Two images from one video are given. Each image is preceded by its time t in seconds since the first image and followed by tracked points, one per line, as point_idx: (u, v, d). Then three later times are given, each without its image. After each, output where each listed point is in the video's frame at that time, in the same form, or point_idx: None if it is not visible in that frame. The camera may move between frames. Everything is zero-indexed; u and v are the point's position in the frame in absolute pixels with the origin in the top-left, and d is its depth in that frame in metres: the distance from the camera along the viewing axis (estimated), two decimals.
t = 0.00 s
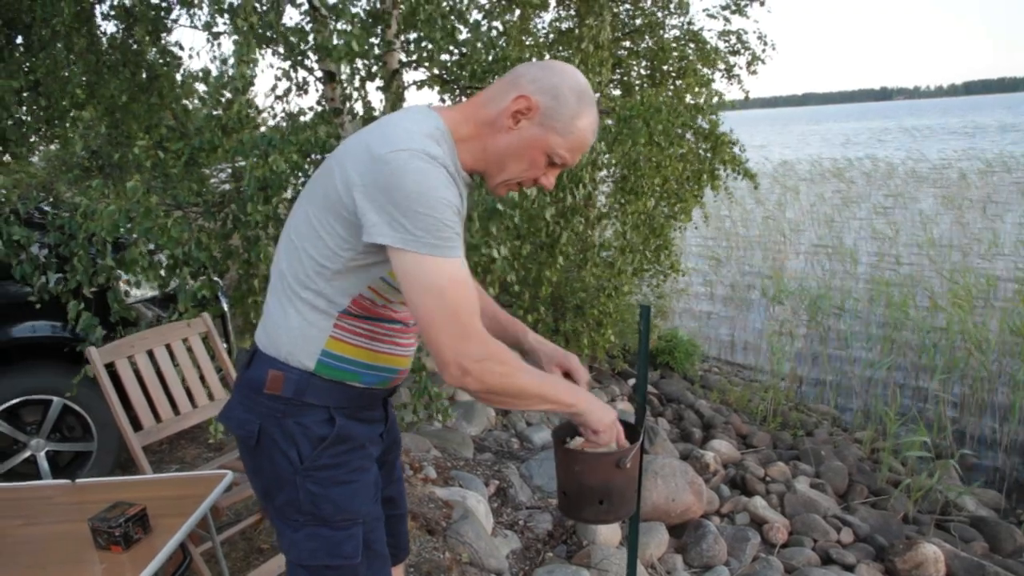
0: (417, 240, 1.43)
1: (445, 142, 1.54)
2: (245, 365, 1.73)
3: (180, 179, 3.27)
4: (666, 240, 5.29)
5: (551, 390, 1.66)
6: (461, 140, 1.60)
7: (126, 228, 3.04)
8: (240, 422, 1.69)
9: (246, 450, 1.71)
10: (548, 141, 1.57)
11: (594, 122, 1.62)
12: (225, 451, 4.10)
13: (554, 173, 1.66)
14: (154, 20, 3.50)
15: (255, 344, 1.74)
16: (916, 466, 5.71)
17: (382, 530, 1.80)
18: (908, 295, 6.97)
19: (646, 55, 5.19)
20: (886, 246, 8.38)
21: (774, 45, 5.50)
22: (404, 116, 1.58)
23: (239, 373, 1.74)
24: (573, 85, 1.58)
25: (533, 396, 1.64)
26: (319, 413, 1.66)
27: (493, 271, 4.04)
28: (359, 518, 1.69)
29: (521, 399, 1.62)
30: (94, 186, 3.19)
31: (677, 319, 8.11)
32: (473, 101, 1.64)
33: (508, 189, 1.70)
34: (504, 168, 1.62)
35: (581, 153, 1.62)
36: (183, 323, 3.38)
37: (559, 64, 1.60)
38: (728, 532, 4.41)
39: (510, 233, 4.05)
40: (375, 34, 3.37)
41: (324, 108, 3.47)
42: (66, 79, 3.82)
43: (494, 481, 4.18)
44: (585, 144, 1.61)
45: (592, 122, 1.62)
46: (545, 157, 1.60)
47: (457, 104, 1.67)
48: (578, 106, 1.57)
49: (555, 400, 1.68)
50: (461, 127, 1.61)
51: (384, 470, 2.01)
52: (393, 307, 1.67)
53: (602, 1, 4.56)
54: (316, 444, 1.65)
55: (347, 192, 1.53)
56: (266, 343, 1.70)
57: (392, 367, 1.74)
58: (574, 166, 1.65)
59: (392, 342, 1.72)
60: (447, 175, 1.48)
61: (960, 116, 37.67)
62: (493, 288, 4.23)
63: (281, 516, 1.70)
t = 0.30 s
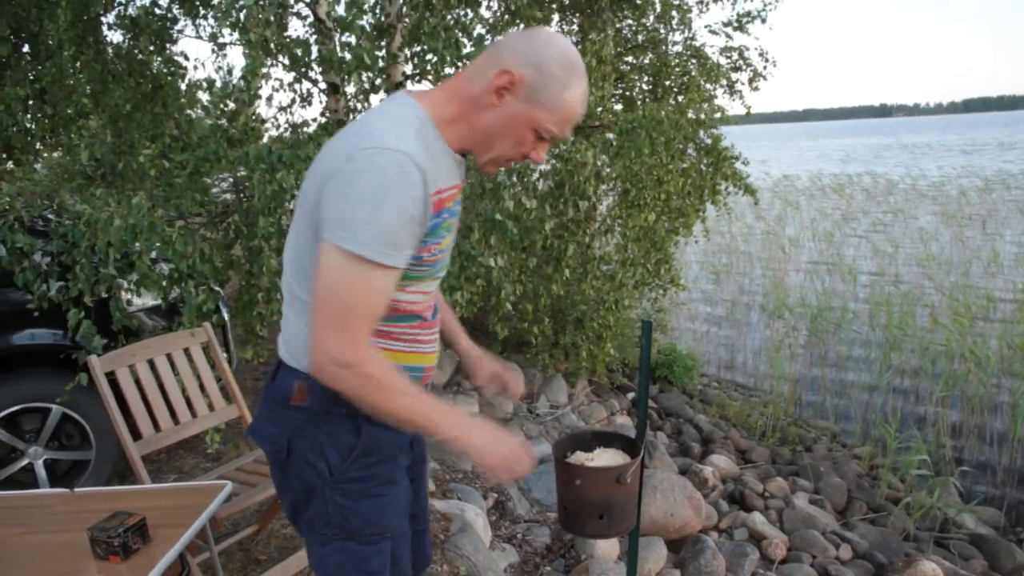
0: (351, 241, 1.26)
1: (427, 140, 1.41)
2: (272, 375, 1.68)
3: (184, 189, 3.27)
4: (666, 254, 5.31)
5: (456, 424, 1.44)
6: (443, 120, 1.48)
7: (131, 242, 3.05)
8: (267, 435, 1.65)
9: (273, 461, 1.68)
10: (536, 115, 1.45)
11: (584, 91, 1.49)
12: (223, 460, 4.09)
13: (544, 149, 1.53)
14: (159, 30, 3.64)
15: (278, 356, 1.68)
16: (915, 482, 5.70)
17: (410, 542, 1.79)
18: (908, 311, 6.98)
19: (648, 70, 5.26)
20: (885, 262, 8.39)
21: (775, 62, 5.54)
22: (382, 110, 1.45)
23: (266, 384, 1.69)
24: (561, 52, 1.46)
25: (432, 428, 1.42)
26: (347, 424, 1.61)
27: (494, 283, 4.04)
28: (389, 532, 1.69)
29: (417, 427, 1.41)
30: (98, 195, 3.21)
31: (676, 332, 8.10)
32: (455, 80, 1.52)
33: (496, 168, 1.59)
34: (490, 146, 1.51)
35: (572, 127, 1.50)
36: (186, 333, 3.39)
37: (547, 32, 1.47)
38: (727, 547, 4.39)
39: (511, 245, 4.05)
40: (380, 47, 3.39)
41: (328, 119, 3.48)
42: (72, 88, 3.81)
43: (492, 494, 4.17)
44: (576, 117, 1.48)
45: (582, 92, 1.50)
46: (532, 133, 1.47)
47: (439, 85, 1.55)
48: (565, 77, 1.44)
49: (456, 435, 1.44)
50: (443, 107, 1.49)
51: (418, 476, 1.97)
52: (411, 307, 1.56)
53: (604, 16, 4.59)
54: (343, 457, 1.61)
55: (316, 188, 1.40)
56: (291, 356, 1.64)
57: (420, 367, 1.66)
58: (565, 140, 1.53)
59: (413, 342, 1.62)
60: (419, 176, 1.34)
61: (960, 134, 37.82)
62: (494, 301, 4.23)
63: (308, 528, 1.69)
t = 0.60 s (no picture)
0: (297, 241, 1.25)
1: (377, 133, 1.39)
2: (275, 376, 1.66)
3: (179, 189, 3.27)
4: (662, 252, 5.32)
5: (393, 467, 1.29)
6: (406, 102, 1.47)
7: (125, 240, 3.05)
8: (270, 439, 1.64)
9: (277, 463, 1.68)
10: (500, 84, 1.41)
11: (548, 50, 1.45)
12: (220, 460, 4.09)
13: (516, 115, 1.50)
14: (153, 30, 3.56)
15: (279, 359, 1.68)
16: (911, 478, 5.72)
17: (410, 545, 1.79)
18: (903, 307, 7.00)
19: (643, 68, 5.26)
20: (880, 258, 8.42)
21: (769, 59, 5.55)
22: (336, 107, 1.44)
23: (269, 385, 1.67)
24: (516, 12, 1.41)
25: (367, 464, 1.28)
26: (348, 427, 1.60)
27: (490, 281, 4.04)
28: (389, 538, 1.69)
29: (346, 462, 1.28)
30: (92, 195, 3.21)
31: (672, 329, 8.11)
32: (415, 55, 1.49)
33: (470, 140, 1.57)
34: (460, 122, 1.49)
35: (540, 89, 1.46)
36: (181, 332, 3.37)
37: None
38: (723, 543, 4.40)
39: (506, 242, 4.05)
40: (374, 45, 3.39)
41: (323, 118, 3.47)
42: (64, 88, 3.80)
43: (489, 492, 4.17)
44: (543, 78, 1.44)
45: (546, 50, 1.45)
46: (499, 103, 1.44)
47: (401, 63, 1.52)
48: (524, 39, 1.40)
49: (387, 481, 1.28)
50: (406, 89, 1.48)
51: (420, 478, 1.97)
52: (399, 307, 1.57)
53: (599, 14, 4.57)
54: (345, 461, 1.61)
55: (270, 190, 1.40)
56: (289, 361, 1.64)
57: (417, 370, 1.68)
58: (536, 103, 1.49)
59: (407, 342, 1.63)
60: (371, 173, 1.33)
61: (953, 132, 37.93)
62: (490, 299, 4.23)
63: (308, 530, 1.69)
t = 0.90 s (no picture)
0: (245, 254, 1.31)
1: (322, 143, 1.42)
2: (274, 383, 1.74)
3: (174, 202, 3.28)
4: (657, 265, 5.32)
5: (307, 509, 1.36)
6: (354, 110, 1.49)
7: (116, 251, 3.08)
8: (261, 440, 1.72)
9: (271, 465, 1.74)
10: (442, 82, 1.42)
11: (488, 46, 1.45)
12: (213, 474, 4.06)
13: (466, 112, 1.49)
14: (148, 42, 3.59)
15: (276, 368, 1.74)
16: (907, 492, 5.71)
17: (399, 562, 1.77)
18: (897, 320, 7.01)
19: (637, 81, 5.20)
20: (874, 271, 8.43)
21: (764, 73, 5.57)
22: (290, 118, 1.48)
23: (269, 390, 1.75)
24: (453, 10, 1.43)
25: (279, 495, 1.35)
26: (325, 435, 1.61)
27: (484, 295, 4.04)
28: (363, 549, 1.69)
29: (265, 483, 1.36)
30: (86, 207, 3.20)
31: (667, 343, 8.10)
32: (360, 63, 1.51)
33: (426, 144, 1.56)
34: (410, 127, 1.48)
35: (485, 84, 1.46)
36: (174, 346, 3.34)
37: None
38: (719, 558, 4.39)
39: (501, 255, 4.04)
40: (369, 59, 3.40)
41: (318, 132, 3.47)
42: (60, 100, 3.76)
43: (484, 507, 4.15)
44: (485, 72, 1.44)
45: (486, 46, 1.45)
46: (444, 102, 1.44)
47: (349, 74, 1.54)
48: (461, 35, 1.41)
49: (294, 518, 1.35)
50: (353, 98, 1.49)
51: (424, 492, 1.96)
52: (370, 316, 1.58)
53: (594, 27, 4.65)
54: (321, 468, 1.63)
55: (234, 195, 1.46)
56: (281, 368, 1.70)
57: (397, 381, 1.67)
58: (483, 98, 1.49)
59: (384, 351, 1.64)
60: (313, 182, 1.36)
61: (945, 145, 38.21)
62: (485, 313, 4.22)
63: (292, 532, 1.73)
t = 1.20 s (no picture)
0: (225, 228, 1.52)
1: (310, 142, 1.60)
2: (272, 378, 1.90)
3: (175, 208, 3.27)
4: (658, 277, 5.32)
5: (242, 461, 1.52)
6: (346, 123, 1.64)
7: (116, 255, 3.12)
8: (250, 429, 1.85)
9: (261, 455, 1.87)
10: (416, 97, 1.56)
11: (461, 68, 1.59)
12: (211, 481, 4.06)
13: (444, 127, 1.62)
14: (153, 49, 3.68)
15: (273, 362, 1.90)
16: (906, 506, 5.70)
17: (368, 546, 1.80)
18: (898, 334, 7.01)
19: (639, 93, 5.22)
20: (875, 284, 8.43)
21: (765, 85, 5.58)
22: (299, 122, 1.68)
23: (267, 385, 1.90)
24: (431, 34, 1.57)
25: (225, 444, 1.54)
26: (292, 422, 1.70)
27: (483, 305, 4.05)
28: (324, 531, 1.73)
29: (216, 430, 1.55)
30: (89, 212, 3.21)
31: (667, 354, 8.09)
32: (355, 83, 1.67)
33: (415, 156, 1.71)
34: (393, 140, 1.62)
35: (458, 101, 1.58)
36: (172, 353, 3.33)
37: (418, 16, 1.59)
38: (718, 570, 4.37)
39: (501, 265, 4.05)
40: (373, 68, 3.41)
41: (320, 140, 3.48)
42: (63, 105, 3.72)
43: (483, 517, 4.14)
44: (458, 90, 1.57)
45: (460, 67, 1.59)
46: (420, 115, 1.58)
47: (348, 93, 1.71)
48: (434, 58, 1.55)
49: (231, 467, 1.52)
50: (346, 114, 1.66)
51: (410, 493, 2.00)
52: (341, 307, 1.67)
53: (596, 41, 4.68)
54: (287, 451, 1.71)
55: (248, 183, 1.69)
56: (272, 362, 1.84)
57: (360, 377, 1.73)
58: (458, 114, 1.61)
59: (351, 346, 1.71)
60: (290, 171, 1.54)
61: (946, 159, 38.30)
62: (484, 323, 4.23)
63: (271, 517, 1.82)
